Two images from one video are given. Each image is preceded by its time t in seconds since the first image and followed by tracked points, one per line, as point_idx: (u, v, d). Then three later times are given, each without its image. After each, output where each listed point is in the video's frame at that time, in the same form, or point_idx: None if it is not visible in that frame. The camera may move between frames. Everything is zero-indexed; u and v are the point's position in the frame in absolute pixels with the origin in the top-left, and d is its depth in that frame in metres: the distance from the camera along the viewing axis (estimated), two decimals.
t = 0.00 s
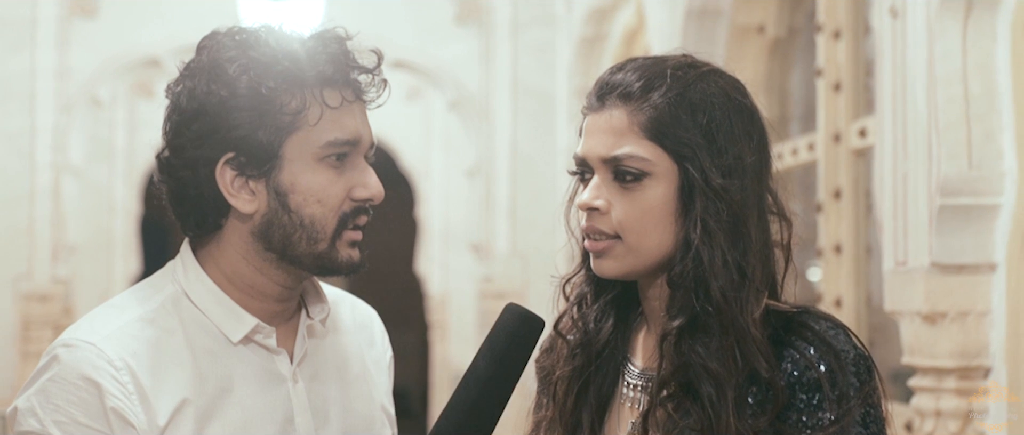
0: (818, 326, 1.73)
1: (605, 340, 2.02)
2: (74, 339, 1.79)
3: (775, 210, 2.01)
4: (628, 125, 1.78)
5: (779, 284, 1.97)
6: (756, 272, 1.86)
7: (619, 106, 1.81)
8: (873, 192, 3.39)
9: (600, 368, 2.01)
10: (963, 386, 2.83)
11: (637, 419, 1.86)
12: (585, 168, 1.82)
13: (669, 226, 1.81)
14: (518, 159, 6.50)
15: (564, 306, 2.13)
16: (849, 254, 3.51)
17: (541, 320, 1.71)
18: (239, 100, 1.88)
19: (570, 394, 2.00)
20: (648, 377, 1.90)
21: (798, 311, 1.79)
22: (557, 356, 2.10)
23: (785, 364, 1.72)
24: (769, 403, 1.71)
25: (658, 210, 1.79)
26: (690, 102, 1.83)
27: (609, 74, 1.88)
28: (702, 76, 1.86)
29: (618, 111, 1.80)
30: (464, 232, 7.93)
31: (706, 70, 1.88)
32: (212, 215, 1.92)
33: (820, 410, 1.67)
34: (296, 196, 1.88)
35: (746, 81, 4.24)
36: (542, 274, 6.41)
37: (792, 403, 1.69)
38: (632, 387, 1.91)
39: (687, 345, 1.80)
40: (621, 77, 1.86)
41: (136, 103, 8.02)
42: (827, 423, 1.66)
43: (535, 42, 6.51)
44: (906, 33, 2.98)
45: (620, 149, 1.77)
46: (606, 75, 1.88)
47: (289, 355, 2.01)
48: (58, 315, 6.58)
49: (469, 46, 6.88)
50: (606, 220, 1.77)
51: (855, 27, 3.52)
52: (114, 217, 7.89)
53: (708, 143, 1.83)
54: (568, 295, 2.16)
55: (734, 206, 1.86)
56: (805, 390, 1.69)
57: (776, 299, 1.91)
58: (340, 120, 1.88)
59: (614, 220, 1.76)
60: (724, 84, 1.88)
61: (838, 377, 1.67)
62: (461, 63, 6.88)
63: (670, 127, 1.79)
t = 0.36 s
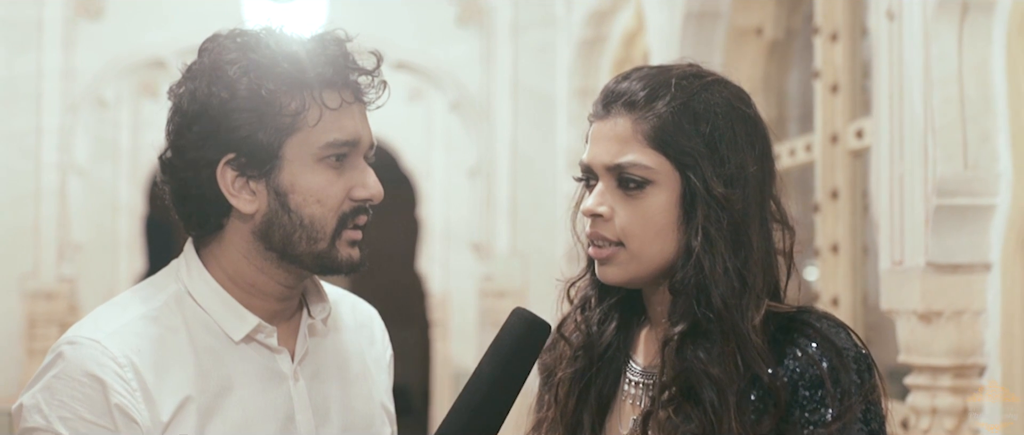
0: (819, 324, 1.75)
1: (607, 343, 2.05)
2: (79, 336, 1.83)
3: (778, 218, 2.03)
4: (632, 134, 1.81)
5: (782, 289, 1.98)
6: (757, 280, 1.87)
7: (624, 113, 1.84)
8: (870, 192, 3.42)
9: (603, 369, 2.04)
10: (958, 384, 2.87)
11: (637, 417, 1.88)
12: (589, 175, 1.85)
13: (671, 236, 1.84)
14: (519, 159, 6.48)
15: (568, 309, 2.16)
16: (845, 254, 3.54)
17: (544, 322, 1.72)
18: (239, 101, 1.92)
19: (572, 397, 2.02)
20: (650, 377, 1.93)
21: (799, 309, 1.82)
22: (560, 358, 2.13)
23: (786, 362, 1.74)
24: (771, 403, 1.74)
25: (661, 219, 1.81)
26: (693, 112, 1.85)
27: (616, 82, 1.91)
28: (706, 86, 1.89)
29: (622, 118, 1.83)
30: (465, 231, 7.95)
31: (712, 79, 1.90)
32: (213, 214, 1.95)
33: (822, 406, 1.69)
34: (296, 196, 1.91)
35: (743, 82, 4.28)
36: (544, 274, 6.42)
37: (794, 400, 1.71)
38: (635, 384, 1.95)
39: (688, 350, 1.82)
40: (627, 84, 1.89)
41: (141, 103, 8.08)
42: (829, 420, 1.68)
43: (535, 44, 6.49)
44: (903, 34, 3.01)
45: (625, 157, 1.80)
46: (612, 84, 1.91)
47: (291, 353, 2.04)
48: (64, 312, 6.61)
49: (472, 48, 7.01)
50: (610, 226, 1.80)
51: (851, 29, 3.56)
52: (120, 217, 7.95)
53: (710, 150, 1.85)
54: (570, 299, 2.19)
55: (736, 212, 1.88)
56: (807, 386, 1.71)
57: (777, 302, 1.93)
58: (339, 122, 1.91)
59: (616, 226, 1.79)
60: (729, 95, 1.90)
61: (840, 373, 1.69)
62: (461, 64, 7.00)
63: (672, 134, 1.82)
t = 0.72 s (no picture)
0: (816, 323, 1.79)
1: (605, 337, 2.09)
2: (85, 331, 1.86)
3: (778, 220, 2.07)
4: (627, 130, 1.86)
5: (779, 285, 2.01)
6: (749, 277, 1.91)
7: (619, 112, 1.88)
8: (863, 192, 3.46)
9: (599, 362, 2.09)
10: (950, 381, 2.90)
11: (633, 411, 1.92)
12: (587, 171, 1.89)
13: (663, 231, 1.87)
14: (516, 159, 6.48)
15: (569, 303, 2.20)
16: (839, 252, 3.58)
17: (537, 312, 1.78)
18: (237, 101, 1.95)
19: (569, 388, 2.07)
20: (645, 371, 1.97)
21: (796, 310, 1.85)
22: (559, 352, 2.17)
23: (783, 361, 1.78)
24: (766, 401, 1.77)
25: (654, 216, 1.85)
26: (686, 111, 1.89)
27: (614, 81, 1.95)
28: (702, 85, 1.92)
29: (618, 116, 1.87)
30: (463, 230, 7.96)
31: (707, 79, 1.93)
32: (212, 212, 1.99)
33: (818, 405, 1.72)
34: (293, 194, 1.95)
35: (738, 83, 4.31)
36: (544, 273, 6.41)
37: (789, 398, 1.75)
38: (631, 377, 1.99)
39: (682, 347, 1.87)
40: (624, 83, 1.93)
41: (143, 104, 8.08)
42: (824, 417, 1.71)
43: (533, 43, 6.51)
44: (895, 36, 3.05)
45: (621, 153, 1.84)
46: (610, 82, 1.95)
47: (289, 350, 2.08)
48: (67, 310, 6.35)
49: (468, 50, 7.03)
50: (604, 222, 1.84)
51: (845, 31, 3.59)
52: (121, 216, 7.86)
53: (703, 149, 1.89)
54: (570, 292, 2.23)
55: (729, 210, 1.91)
56: (802, 384, 1.74)
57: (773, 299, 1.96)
58: (334, 119, 1.94)
59: (610, 221, 1.83)
60: (723, 93, 1.93)
61: (836, 372, 1.73)
62: (460, 66, 7.04)
63: (666, 134, 1.86)
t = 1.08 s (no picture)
0: (814, 325, 1.81)
1: (604, 331, 2.13)
2: (88, 326, 1.89)
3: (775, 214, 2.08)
4: (619, 129, 1.89)
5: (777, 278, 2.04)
6: (741, 274, 1.93)
7: (612, 109, 1.91)
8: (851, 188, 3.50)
9: (596, 355, 2.12)
10: (936, 376, 2.94)
11: (629, 405, 1.95)
12: (582, 169, 1.93)
13: (655, 227, 1.91)
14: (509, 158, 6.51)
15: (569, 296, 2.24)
16: (827, 248, 3.63)
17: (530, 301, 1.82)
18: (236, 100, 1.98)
19: (567, 380, 2.10)
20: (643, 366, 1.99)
21: (791, 309, 1.87)
22: (557, 345, 2.20)
23: (780, 361, 1.79)
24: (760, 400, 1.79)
25: (644, 213, 1.89)
26: (678, 110, 1.92)
27: (607, 80, 1.98)
28: (695, 84, 1.94)
29: (611, 114, 1.90)
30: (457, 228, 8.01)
31: (700, 76, 1.96)
32: (212, 209, 2.02)
33: (815, 405, 1.74)
34: (293, 192, 1.98)
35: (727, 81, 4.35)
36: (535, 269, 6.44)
37: (787, 398, 1.77)
38: (628, 373, 2.02)
39: (675, 343, 1.90)
40: (618, 81, 1.95)
41: (140, 103, 8.22)
42: (821, 419, 1.73)
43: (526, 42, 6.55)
44: (882, 35, 3.09)
45: (610, 152, 1.87)
46: (604, 81, 1.98)
47: (285, 347, 2.11)
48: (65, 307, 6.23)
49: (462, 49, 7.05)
50: (599, 217, 1.87)
51: (833, 30, 3.62)
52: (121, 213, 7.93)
53: (694, 148, 1.92)
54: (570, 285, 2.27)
55: (721, 207, 1.94)
56: (800, 386, 1.76)
57: (770, 297, 1.98)
58: (334, 120, 1.97)
59: (603, 217, 1.87)
60: (715, 91, 1.95)
61: (834, 374, 1.75)
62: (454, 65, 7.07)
63: (658, 133, 1.89)
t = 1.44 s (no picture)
0: (817, 323, 1.75)
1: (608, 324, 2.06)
2: (94, 321, 1.88)
3: (778, 214, 1.98)
4: (619, 128, 1.84)
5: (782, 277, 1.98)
6: (740, 272, 1.86)
7: (615, 108, 1.86)
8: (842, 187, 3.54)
9: (600, 349, 2.05)
10: (927, 371, 2.98)
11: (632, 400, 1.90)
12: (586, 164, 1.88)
13: (653, 222, 1.84)
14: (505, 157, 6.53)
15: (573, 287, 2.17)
16: (818, 245, 3.67)
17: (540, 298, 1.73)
18: (240, 97, 1.98)
19: (570, 372, 2.05)
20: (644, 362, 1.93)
21: (795, 307, 1.81)
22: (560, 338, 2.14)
23: (782, 359, 1.74)
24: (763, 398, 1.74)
25: (642, 210, 1.83)
26: (679, 109, 1.85)
27: (610, 77, 1.92)
28: (699, 82, 1.88)
29: (613, 113, 1.85)
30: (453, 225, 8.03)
31: (702, 76, 1.89)
32: (214, 206, 2.01)
33: (817, 403, 1.69)
34: (295, 189, 1.97)
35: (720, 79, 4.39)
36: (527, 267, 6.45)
37: (789, 397, 1.72)
38: (631, 367, 1.96)
39: (674, 340, 1.84)
40: (620, 80, 1.90)
41: (138, 101, 8.15)
42: (823, 417, 1.68)
43: (521, 41, 6.52)
44: (875, 35, 3.13)
45: (610, 149, 1.82)
46: (608, 78, 1.92)
47: (286, 342, 2.09)
48: (65, 303, 6.86)
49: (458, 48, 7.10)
50: (601, 210, 1.81)
51: (825, 30, 3.66)
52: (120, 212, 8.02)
53: (693, 147, 1.85)
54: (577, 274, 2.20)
55: (722, 207, 1.87)
56: (803, 384, 1.71)
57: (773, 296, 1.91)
58: (336, 118, 1.97)
59: (604, 213, 1.81)
60: (717, 92, 1.88)
61: (837, 373, 1.70)
62: (450, 63, 7.10)
63: (658, 131, 1.83)
